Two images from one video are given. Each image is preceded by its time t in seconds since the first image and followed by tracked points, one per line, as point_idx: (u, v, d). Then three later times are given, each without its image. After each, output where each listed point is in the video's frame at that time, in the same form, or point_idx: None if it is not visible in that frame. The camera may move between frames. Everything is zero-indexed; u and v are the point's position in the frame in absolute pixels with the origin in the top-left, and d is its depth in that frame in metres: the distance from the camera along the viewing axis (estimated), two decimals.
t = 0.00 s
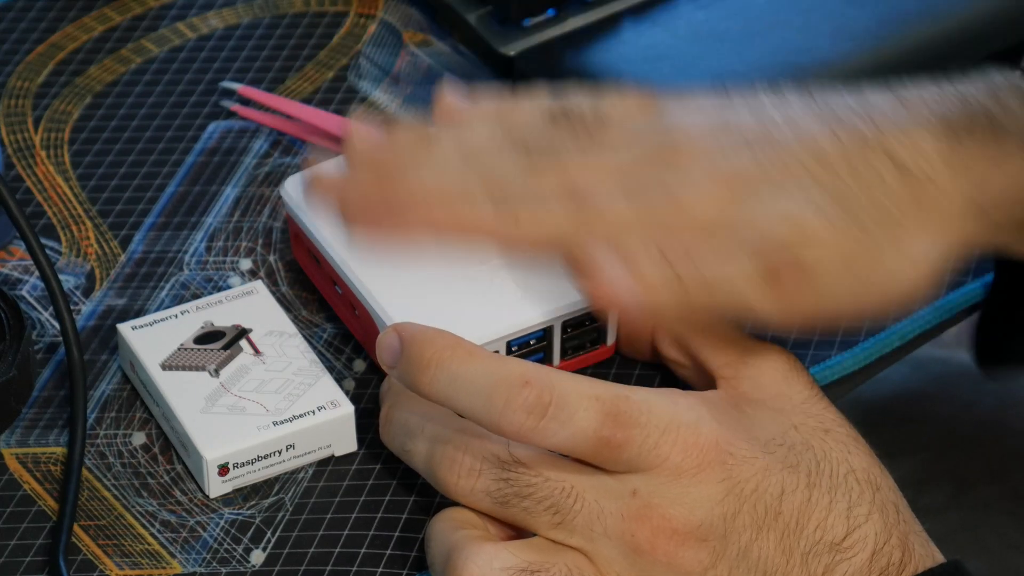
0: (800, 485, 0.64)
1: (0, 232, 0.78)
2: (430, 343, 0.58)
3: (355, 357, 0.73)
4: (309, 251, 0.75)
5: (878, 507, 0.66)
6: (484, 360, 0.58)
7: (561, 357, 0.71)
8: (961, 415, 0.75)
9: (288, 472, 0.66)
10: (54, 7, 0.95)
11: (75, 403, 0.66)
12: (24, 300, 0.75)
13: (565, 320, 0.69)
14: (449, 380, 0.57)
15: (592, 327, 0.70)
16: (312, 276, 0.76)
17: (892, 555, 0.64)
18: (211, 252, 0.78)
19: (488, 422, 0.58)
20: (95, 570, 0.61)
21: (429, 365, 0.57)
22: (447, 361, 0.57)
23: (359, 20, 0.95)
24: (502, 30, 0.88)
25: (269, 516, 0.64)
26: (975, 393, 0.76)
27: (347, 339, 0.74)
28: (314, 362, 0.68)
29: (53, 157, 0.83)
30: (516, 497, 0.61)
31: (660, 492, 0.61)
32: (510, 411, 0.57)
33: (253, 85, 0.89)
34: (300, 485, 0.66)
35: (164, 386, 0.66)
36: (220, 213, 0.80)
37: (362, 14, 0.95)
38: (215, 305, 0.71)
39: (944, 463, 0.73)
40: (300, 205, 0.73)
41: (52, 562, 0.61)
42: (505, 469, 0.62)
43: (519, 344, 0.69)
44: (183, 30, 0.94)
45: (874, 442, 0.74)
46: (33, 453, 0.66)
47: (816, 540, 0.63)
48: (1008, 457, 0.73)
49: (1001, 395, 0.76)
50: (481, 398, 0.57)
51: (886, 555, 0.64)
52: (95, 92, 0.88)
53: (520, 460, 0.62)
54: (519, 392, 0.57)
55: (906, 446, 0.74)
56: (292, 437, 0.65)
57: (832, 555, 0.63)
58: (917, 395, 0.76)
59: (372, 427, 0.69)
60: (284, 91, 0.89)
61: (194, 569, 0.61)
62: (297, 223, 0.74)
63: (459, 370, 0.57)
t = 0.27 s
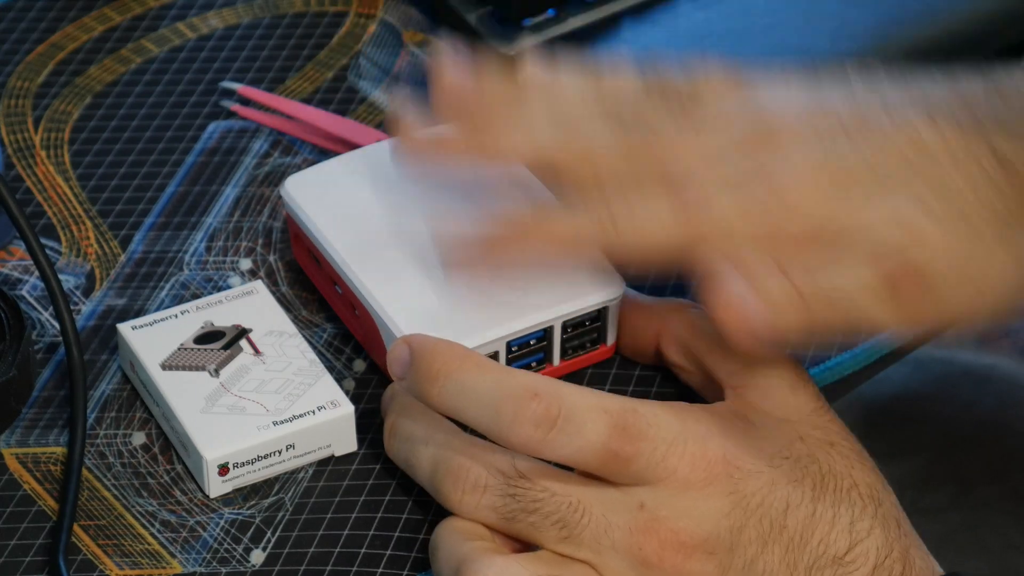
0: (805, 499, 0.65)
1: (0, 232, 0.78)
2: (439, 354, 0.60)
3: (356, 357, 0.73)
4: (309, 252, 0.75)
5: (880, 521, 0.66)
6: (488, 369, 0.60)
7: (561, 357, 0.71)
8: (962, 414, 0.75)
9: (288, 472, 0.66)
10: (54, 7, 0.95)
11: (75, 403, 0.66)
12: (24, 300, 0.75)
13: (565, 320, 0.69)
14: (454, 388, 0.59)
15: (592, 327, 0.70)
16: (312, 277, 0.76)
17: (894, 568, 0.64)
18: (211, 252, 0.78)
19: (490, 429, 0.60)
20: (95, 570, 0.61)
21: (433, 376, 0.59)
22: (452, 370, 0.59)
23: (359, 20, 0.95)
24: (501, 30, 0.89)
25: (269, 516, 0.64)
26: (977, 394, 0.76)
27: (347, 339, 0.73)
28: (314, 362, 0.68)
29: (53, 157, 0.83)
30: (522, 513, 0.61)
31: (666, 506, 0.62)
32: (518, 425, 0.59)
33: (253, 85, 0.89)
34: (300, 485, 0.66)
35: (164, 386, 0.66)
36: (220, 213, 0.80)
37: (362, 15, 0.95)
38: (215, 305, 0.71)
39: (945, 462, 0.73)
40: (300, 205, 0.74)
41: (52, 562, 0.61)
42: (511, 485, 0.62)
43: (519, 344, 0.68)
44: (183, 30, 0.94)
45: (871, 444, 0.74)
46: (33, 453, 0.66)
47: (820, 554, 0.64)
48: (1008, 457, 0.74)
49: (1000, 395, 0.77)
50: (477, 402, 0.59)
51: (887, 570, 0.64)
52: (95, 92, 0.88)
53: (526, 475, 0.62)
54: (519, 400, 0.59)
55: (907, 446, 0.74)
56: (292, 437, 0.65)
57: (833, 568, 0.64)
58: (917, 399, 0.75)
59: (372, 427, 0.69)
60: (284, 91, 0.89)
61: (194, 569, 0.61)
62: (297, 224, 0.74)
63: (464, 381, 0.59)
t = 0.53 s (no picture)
0: (807, 500, 0.65)
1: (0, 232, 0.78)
2: (442, 356, 0.60)
3: (356, 357, 0.72)
4: (309, 251, 0.75)
5: (882, 519, 0.67)
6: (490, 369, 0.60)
7: (561, 357, 0.71)
8: (962, 416, 0.76)
9: (288, 472, 0.66)
10: (54, 7, 0.95)
11: (75, 403, 0.66)
12: (24, 300, 0.75)
13: (565, 320, 0.69)
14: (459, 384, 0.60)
15: (592, 327, 0.70)
16: (313, 277, 0.76)
17: (896, 567, 0.66)
18: (211, 252, 0.78)
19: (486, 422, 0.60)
20: (95, 570, 0.61)
21: (434, 374, 0.60)
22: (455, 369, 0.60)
23: (359, 20, 0.95)
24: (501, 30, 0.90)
25: (269, 516, 0.64)
26: (980, 394, 0.77)
27: (347, 339, 0.73)
28: (313, 362, 0.68)
29: (53, 157, 0.83)
30: (525, 516, 0.61)
31: (670, 507, 0.62)
32: (519, 427, 0.59)
33: (253, 85, 0.89)
34: (300, 485, 0.66)
35: (164, 386, 0.66)
36: (220, 213, 0.80)
37: (362, 14, 0.95)
38: (215, 305, 0.71)
39: (946, 463, 0.74)
40: (300, 205, 0.73)
41: (52, 562, 0.61)
42: (513, 487, 0.62)
43: (519, 344, 0.68)
44: (183, 30, 0.94)
45: (873, 445, 0.75)
46: (33, 453, 0.66)
47: (823, 553, 0.65)
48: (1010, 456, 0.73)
49: (1004, 396, 0.77)
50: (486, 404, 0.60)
51: (889, 569, 0.65)
52: (95, 92, 0.88)
53: (526, 477, 0.62)
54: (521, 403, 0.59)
55: (907, 447, 0.75)
56: (292, 437, 0.65)
57: (836, 568, 0.65)
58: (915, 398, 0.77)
59: (371, 427, 0.69)
60: (284, 91, 0.89)
61: (194, 569, 0.61)
62: (297, 223, 0.74)
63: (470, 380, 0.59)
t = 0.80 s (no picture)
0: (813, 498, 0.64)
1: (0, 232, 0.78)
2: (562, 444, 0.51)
3: (356, 356, 0.72)
4: (309, 251, 0.75)
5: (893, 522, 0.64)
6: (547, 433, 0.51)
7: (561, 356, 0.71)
8: (966, 413, 0.76)
9: (288, 472, 0.66)
10: (54, 8, 0.95)
11: (75, 403, 0.66)
12: (24, 300, 0.75)
13: (565, 320, 0.69)
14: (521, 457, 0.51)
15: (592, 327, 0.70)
16: (312, 276, 0.76)
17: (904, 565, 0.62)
18: (211, 252, 0.78)
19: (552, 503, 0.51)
20: (95, 570, 0.61)
21: (584, 465, 0.50)
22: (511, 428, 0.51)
23: (359, 21, 0.95)
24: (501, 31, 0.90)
25: (269, 516, 0.64)
26: (983, 391, 0.77)
27: (347, 339, 0.73)
28: (314, 362, 0.68)
29: (53, 157, 0.83)
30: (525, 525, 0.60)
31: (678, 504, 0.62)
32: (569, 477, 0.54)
33: (253, 86, 0.89)
34: (300, 485, 0.66)
35: (164, 386, 0.66)
36: (220, 213, 0.80)
37: (363, 15, 0.95)
38: (215, 305, 0.71)
39: (950, 459, 0.73)
40: (301, 205, 0.74)
41: (52, 562, 0.61)
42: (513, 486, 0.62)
43: (519, 344, 0.68)
44: (183, 30, 0.94)
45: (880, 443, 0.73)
46: (33, 453, 0.66)
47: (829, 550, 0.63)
48: (1011, 455, 0.74)
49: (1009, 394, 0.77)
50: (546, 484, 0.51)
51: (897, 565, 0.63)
52: (95, 92, 0.88)
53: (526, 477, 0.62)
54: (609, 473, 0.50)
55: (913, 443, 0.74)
56: (292, 437, 0.65)
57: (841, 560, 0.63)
58: (918, 395, 0.76)
59: (371, 427, 0.69)
60: (284, 91, 0.89)
61: (194, 569, 0.61)
62: (297, 223, 0.74)
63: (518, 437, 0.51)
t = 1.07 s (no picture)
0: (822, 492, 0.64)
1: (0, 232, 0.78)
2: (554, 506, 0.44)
3: (356, 356, 0.72)
4: (308, 252, 0.75)
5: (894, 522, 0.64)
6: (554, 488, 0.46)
7: (561, 357, 0.71)
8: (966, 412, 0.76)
9: (288, 472, 0.66)
10: (54, 7, 0.95)
11: (75, 403, 0.66)
12: (24, 300, 0.75)
13: (565, 320, 0.69)
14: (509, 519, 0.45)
15: (592, 327, 0.70)
16: (312, 277, 0.76)
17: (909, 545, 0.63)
18: (211, 252, 0.78)
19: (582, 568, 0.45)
20: (95, 570, 0.61)
21: (584, 525, 0.45)
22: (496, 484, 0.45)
23: (359, 20, 0.95)
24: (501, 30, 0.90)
25: (269, 516, 0.64)
26: (987, 389, 0.70)
27: (347, 339, 0.73)
28: (314, 362, 0.68)
29: (53, 157, 0.83)
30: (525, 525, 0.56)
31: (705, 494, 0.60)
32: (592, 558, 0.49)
33: (253, 86, 0.89)
34: (300, 485, 0.66)
35: (164, 386, 0.66)
36: (220, 212, 0.80)
37: (362, 14, 0.95)
38: (215, 305, 0.71)
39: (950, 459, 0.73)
40: (300, 205, 0.73)
41: (52, 562, 0.61)
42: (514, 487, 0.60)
43: (519, 344, 0.68)
44: (183, 30, 0.94)
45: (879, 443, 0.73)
46: (33, 453, 0.66)
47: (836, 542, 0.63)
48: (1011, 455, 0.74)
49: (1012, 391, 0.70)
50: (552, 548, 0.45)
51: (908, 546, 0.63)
52: (96, 92, 0.88)
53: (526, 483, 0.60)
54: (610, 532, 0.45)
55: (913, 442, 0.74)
56: (292, 437, 0.65)
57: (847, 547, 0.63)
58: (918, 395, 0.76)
59: (371, 427, 0.69)
60: (284, 91, 0.89)
61: (194, 569, 0.61)
62: (297, 223, 0.74)
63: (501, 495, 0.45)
